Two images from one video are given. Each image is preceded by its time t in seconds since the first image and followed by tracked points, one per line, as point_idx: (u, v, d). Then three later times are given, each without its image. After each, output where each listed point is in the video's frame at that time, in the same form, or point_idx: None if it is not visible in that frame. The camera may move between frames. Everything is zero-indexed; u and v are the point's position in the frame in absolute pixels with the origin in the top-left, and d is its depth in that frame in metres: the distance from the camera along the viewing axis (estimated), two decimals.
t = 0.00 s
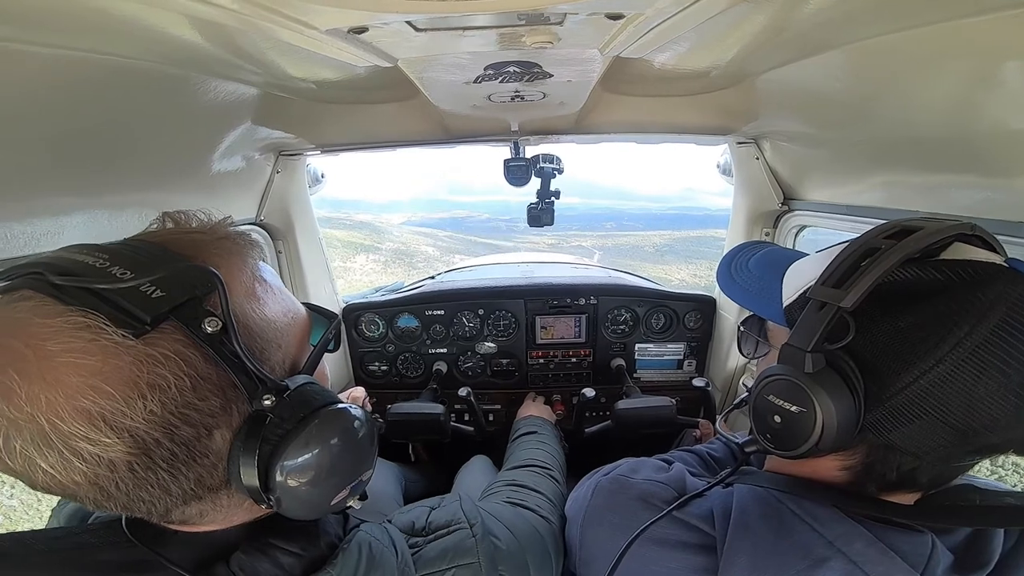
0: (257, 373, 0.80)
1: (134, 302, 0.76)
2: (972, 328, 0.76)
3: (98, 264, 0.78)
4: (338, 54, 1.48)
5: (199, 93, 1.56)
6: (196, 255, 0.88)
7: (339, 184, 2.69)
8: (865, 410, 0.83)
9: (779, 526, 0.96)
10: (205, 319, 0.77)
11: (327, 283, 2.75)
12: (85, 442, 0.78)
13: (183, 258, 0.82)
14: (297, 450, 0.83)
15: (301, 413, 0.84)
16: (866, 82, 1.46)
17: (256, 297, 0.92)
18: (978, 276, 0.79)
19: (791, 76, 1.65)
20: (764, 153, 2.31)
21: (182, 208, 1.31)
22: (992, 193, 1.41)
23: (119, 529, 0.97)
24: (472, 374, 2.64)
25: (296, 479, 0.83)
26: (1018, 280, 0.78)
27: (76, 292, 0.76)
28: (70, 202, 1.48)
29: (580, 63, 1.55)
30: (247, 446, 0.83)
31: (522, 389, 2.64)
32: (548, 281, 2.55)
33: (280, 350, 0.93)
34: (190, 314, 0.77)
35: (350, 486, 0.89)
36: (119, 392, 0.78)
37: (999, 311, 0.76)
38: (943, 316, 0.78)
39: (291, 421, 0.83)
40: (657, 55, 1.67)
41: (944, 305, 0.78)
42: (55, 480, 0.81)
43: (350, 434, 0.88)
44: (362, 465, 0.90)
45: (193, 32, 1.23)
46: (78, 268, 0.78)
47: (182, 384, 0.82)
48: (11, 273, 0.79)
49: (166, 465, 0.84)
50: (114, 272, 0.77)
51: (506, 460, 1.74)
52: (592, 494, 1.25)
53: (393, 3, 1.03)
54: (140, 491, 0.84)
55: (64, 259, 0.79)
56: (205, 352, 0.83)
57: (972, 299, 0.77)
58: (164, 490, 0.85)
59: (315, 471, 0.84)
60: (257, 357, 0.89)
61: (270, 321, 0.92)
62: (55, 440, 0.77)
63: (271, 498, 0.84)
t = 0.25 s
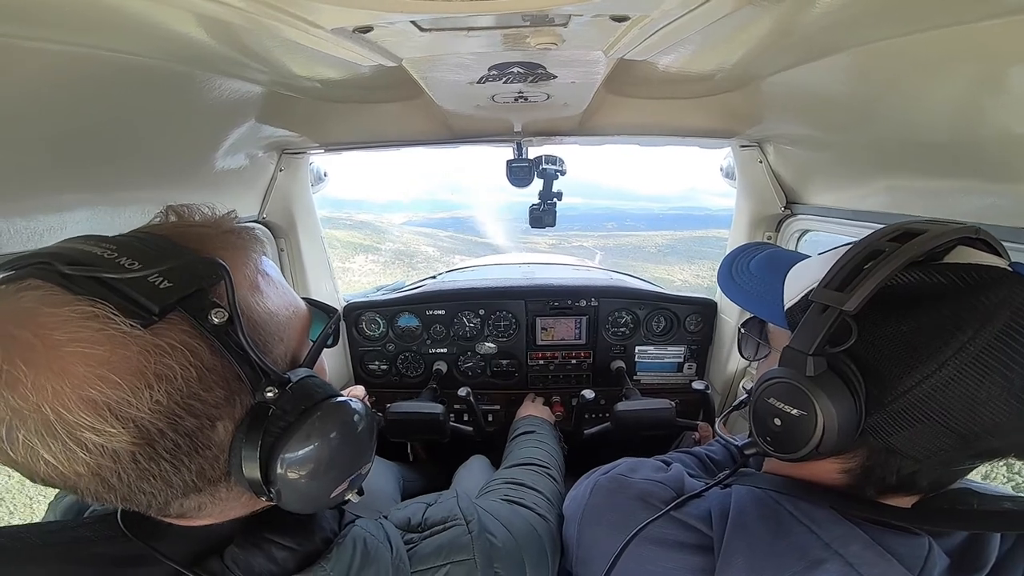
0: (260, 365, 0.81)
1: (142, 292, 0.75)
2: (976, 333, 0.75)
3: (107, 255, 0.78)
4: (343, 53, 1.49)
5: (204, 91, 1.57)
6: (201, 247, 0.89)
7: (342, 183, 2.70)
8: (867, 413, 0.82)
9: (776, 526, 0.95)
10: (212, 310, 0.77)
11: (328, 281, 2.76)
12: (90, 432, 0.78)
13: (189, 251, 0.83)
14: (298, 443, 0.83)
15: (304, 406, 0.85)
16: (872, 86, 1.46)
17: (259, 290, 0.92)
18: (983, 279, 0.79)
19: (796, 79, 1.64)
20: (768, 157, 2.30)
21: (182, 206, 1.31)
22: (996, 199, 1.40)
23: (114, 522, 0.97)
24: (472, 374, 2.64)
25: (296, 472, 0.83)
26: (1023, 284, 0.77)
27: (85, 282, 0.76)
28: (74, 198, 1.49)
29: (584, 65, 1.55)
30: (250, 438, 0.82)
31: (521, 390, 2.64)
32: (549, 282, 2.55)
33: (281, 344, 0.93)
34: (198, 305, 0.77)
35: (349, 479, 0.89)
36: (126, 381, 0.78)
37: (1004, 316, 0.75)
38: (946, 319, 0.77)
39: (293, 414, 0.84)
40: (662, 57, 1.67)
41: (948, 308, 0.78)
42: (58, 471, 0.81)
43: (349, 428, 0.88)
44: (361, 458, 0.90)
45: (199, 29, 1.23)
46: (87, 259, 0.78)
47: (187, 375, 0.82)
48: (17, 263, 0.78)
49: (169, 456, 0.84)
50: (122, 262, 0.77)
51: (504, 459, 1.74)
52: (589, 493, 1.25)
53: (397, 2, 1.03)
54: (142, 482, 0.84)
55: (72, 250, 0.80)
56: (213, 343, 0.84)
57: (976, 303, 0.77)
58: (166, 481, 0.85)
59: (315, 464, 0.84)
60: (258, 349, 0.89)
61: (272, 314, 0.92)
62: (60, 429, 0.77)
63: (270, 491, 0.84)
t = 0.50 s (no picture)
0: (256, 358, 0.80)
1: (138, 284, 0.76)
2: (976, 337, 0.75)
3: (104, 247, 0.78)
4: (345, 52, 1.49)
5: (206, 88, 1.57)
6: (200, 241, 0.89)
7: (342, 181, 2.70)
8: (865, 415, 0.82)
9: (772, 528, 0.95)
10: (208, 302, 0.77)
11: (328, 279, 2.76)
12: (84, 423, 0.78)
13: (185, 245, 0.83)
14: (292, 437, 0.83)
15: (299, 399, 0.85)
16: (874, 89, 1.46)
17: (257, 284, 0.92)
18: (983, 283, 0.78)
19: (798, 81, 1.64)
20: (769, 158, 2.30)
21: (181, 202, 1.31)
22: (997, 203, 1.40)
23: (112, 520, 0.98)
24: (470, 373, 2.64)
25: (291, 467, 0.83)
26: None
27: (81, 273, 0.76)
28: (75, 195, 1.49)
29: (586, 65, 1.55)
30: (244, 433, 0.83)
31: (520, 389, 2.64)
32: (549, 282, 2.55)
33: (279, 338, 0.93)
34: (194, 297, 0.77)
35: (344, 474, 0.89)
36: (120, 372, 0.78)
37: (1004, 320, 0.75)
38: (946, 323, 0.77)
39: (289, 407, 0.84)
40: (664, 58, 1.67)
41: (948, 312, 0.78)
42: (52, 462, 0.81)
43: (344, 423, 0.88)
44: (356, 454, 0.90)
45: (202, 26, 1.23)
46: (85, 251, 0.78)
47: (182, 367, 0.82)
48: (20, 256, 0.79)
49: (163, 448, 0.84)
50: (119, 254, 0.77)
51: (502, 458, 1.74)
52: (587, 493, 1.25)
53: (400, 1, 1.03)
54: (135, 475, 0.84)
55: (73, 242, 0.80)
56: (208, 335, 0.84)
57: (976, 307, 0.76)
58: (160, 474, 0.85)
59: (310, 458, 0.84)
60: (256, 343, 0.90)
61: (270, 308, 0.92)
62: (55, 420, 0.77)
63: (265, 486, 0.84)
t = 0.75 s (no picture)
0: (255, 358, 0.80)
1: (136, 283, 0.75)
2: (949, 322, 0.76)
3: (103, 245, 0.78)
4: (345, 50, 1.49)
5: (205, 86, 1.56)
6: (200, 240, 0.89)
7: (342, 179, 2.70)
8: (847, 405, 0.82)
9: (772, 527, 0.95)
10: (207, 302, 0.77)
11: (326, 277, 2.78)
12: (81, 422, 0.78)
13: (185, 241, 0.82)
14: (291, 438, 0.83)
15: (299, 399, 0.85)
16: (874, 89, 1.46)
17: (259, 283, 0.92)
18: (959, 274, 0.80)
19: (798, 81, 1.64)
20: (769, 158, 2.30)
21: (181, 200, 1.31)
22: (995, 204, 1.41)
23: (112, 517, 0.98)
24: (469, 372, 2.64)
25: (290, 467, 0.83)
26: (997, 280, 0.77)
27: (79, 271, 0.76)
28: (74, 193, 1.49)
29: (586, 65, 1.55)
30: (243, 433, 0.83)
31: (519, 388, 2.64)
32: (549, 282, 2.55)
33: (280, 337, 0.93)
34: (192, 296, 0.76)
35: (345, 475, 0.89)
36: (117, 372, 0.78)
37: (976, 306, 0.75)
38: (921, 309, 0.78)
39: (288, 408, 0.84)
40: (664, 58, 1.67)
41: (923, 300, 0.78)
42: (49, 460, 0.82)
43: (346, 423, 0.88)
44: (356, 455, 0.90)
45: (202, 24, 1.23)
46: (84, 249, 0.78)
47: (180, 367, 0.82)
48: (18, 253, 0.79)
49: (160, 448, 0.84)
50: (119, 252, 0.77)
51: (502, 457, 1.74)
52: (587, 493, 1.25)
53: None
54: (133, 474, 0.84)
55: (73, 240, 0.80)
56: (206, 335, 0.83)
57: (949, 294, 0.77)
58: (157, 474, 0.85)
59: (310, 459, 0.84)
60: (256, 343, 0.90)
61: (271, 307, 0.92)
62: (51, 419, 0.77)
63: (264, 486, 0.85)
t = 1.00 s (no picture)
0: (262, 376, 0.81)
1: (139, 303, 0.75)
2: (947, 313, 0.76)
3: (107, 262, 0.77)
4: (341, 51, 1.49)
5: (201, 90, 1.56)
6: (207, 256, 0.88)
7: (340, 181, 2.70)
8: (850, 397, 0.82)
9: (778, 525, 0.96)
10: (211, 321, 0.76)
11: (327, 280, 2.78)
12: (87, 442, 0.78)
13: (196, 258, 0.82)
14: (301, 454, 0.83)
15: (307, 416, 0.85)
16: (869, 83, 1.46)
17: (267, 298, 0.92)
18: (956, 268, 0.80)
19: (793, 75, 1.65)
20: (766, 153, 2.31)
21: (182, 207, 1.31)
22: (993, 194, 1.41)
23: (123, 525, 0.98)
24: (471, 372, 2.64)
25: (300, 482, 0.83)
26: (994, 272, 0.79)
27: (84, 291, 0.75)
28: (73, 199, 1.49)
29: (582, 62, 1.55)
30: (250, 448, 0.83)
31: (521, 387, 2.64)
32: (549, 279, 2.55)
33: (288, 352, 0.93)
34: (197, 315, 0.77)
35: (353, 490, 0.89)
36: (121, 392, 0.78)
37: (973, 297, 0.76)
38: (921, 301, 0.78)
39: (296, 424, 0.84)
40: (660, 54, 1.68)
41: (922, 292, 0.79)
42: (57, 477, 0.82)
43: (355, 437, 0.88)
44: (366, 470, 0.90)
45: (196, 28, 1.23)
46: (87, 267, 0.77)
47: (184, 387, 0.81)
48: (24, 267, 0.80)
49: (167, 466, 0.84)
50: (122, 270, 0.76)
51: (508, 459, 1.74)
52: (591, 495, 1.26)
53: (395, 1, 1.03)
54: (140, 491, 0.84)
55: (74, 254, 0.79)
56: (212, 354, 0.83)
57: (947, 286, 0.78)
58: (165, 490, 0.85)
59: (319, 474, 0.84)
60: (263, 360, 0.90)
61: (279, 323, 0.92)
62: (57, 438, 0.78)
63: (272, 501, 0.85)
